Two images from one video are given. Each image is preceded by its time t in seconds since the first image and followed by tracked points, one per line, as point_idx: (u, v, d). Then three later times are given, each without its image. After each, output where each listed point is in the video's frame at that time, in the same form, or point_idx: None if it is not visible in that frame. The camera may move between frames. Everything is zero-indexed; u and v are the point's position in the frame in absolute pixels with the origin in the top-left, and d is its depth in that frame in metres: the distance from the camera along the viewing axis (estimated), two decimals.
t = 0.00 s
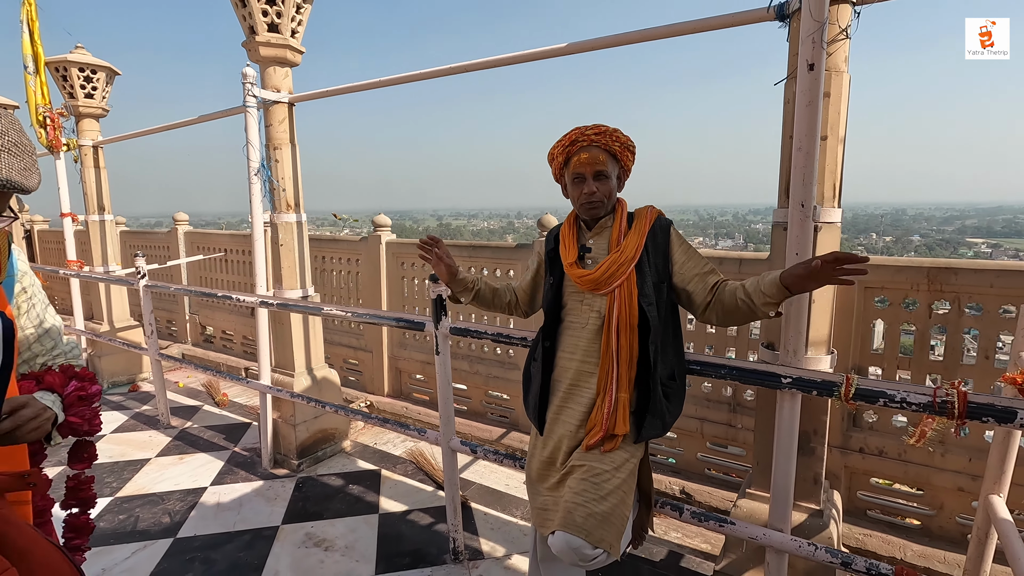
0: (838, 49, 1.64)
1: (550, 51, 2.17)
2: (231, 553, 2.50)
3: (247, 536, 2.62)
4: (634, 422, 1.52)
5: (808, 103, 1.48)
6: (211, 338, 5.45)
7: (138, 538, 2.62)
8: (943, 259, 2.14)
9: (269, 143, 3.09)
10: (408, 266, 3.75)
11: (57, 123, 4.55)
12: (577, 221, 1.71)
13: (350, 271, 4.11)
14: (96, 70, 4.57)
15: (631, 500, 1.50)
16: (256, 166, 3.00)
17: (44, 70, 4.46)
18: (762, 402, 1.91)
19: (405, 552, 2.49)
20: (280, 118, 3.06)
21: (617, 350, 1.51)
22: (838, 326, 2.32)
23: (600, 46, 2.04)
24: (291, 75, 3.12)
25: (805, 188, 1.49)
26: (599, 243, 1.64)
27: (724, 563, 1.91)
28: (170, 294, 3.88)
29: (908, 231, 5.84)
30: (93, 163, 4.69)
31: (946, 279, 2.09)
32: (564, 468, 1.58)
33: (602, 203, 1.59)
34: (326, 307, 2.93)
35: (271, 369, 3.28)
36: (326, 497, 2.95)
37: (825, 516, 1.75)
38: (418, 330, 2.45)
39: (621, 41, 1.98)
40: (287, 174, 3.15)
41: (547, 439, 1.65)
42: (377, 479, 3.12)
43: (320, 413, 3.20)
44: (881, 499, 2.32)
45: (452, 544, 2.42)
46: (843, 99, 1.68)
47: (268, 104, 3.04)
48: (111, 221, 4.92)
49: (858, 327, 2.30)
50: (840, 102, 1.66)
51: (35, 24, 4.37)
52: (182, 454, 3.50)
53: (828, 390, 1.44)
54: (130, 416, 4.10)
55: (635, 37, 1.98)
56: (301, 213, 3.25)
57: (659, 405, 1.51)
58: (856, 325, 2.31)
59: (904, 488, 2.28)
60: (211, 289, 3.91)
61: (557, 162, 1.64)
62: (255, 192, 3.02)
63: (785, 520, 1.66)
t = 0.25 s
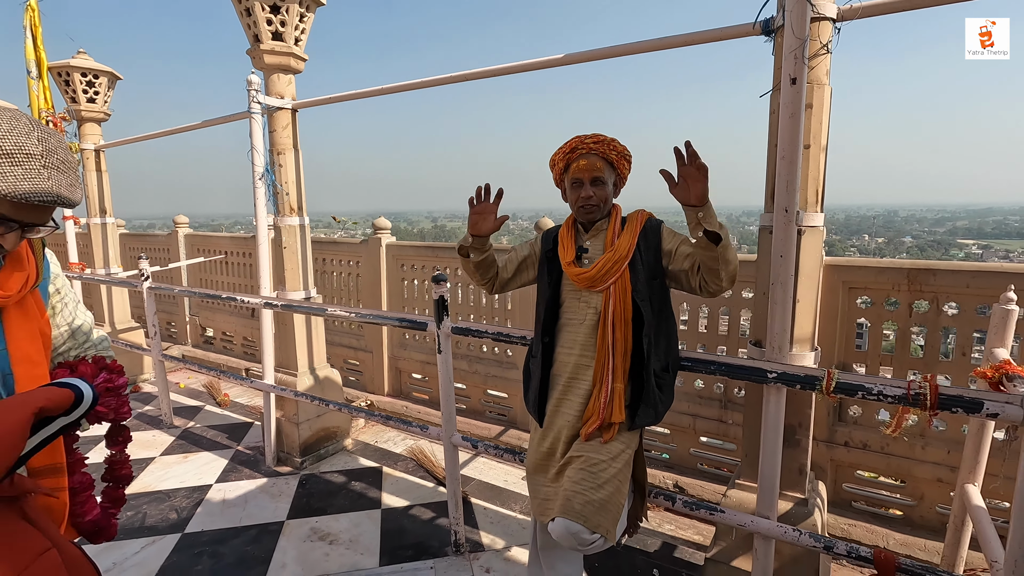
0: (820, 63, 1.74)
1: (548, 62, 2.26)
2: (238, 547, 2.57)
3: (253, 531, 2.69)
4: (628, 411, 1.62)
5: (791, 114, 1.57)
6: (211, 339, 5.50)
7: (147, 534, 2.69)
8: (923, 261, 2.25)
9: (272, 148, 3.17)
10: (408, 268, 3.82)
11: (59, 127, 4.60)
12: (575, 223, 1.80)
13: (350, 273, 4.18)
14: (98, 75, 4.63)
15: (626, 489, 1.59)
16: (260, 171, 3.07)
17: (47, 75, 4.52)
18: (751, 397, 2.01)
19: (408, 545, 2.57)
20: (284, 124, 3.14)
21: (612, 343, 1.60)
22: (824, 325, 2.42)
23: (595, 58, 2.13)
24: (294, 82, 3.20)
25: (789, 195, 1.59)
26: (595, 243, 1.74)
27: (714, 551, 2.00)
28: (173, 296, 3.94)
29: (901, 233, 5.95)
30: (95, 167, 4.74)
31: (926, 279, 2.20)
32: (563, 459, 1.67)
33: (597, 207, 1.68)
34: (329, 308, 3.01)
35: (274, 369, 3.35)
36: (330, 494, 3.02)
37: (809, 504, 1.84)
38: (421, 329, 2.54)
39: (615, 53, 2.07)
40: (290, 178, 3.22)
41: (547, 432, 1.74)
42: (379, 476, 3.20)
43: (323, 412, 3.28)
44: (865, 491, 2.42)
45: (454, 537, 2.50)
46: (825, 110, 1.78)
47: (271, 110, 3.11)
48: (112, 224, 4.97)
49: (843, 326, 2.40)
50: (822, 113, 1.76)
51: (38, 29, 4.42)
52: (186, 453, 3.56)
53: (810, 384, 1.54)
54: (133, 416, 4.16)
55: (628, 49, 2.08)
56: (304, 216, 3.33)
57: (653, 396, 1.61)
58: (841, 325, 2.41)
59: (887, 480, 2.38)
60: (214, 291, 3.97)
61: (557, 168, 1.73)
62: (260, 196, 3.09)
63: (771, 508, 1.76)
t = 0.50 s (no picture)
0: (811, 75, 1.86)
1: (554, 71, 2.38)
2: (255, 537, 2.67)
3: (269, 522, 2.79)
4: (633, 398, 1.73)
5: (785, 123, 1.69)
6: (217, 339, 5.59)
7: (166, 525, 2.78)
8: (910, 260, 2.37)
9: (284, 152, 3.27)
10: (414, 268, 3.93)
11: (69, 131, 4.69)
12: (581, 224, 1.91)
13: (357, 274, 4.28)
14: (108, 79, 4.72)
15: (633, 472, 1.70)
16: (273, 175, 3.17)
17: (58, 80, 4.60)
18: (748, 389, 2.12)
19: (419, 535, 2.67)
20: (296, 129, 3.24)
21: (618, 335, 1.72)
22: (817, 322, 2.54)
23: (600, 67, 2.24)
24: (305, 88, 3.30)
25: (782, 198, 1.71)
26: (600, 243, 1.84)
27: (713, 535, 2.11)
28: (183, 296, 4.04)
29: (896, 235, 6.07)
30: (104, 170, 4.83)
31: (912, 278, 2.31)
32: (573, 445, 1.78)
33: (600, 208, 1.78)
34: (341, 307, 3.11)
35: (285, 367, 3.45)
36: (341, 487, 3.12)
37: (803, 489, 1.96)
38: (432, 326, 2.65)
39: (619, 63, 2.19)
40: (301, 181, 3.32)
41: (556, 420, 1.85)
42: (387, 470, 3.29)
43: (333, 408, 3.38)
44: (856, 480, 2.54)
45: (463, 526, 2.61)
46: (816, 118, 1.89)
47: (284, 116, 3.21)
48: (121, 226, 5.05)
49: (834, 323, 2.53)
50: (814, 121, 1.87)
51: (49, 35, 4.51)
52: (198, 449, 3.65)
53: (802, 375, 1.66)
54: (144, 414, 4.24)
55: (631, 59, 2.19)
56: (314, 218, 3.43)
57: (657, 384, 1.72)
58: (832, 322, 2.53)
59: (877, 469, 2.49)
60: (224, 291, 4.07)
61: (563, 173, 1.84)
62: (273, 199, 3.20)
63: (767, 492, 1.87)
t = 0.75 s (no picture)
0: (799, 88, 2.00)
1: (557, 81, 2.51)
2: (270, 527, 2.78)
3: (283, 513, 2.90)
4: (634, 389, 1.86)
5: (774, 134, 1.83)
6: (222, 339, 5.69)
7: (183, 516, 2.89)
8: (894, 261, 2.50)
9: (296, 157, 3.39)
10: (419, 269, 4.05)
11: (81, 135, 4.80)
12: (585, 225, 2.03)
13: (362, 274, 4.40)
14: (119, 85, 4.83)
15: (633, 457, 1.83)
16: (285, 179, 3.30)
17: (69, 86, 4.72)
18: (740, 382, 2.25)
19: (427, 524, 2.79)
20: (307, 135, 3.37)
21: (619, 330, 1.85)
22: (806, 320, 2.68)
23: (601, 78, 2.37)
24: (316, 96, 3.43)
25: (772, 203, 1.85)
26: (603, 244, 1.96)
27: (709, 520, 2.23)
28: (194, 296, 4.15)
29: (889, 237, 6.21)
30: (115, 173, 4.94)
31: (896, 278, 2.44)
32: (576, 433, 1.90)
33: (601, 211, 1.90)
34: (351, 307, 3.23)
35: (295, 365, 3.56)
36: (350, 480, 3.23)
37: (792, 475, 2.09)
38: (441, 324, 2.78)
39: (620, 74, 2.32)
40: (312, 185, 3.45)
41: (560, 408, 1.97)
42: (395, 464, 3.41)
43: (342, 405, 3.49)
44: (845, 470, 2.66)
45: (470, 515, 2.73)
46: (804, 128, 2.03)
47: (295, 122, 3.34)
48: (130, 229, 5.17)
49: (823, 320, 2.65)
50: (802, 130, 2.01)
51: (62, 42, 4.63)
52: (210, 445, 3.76)
53: (789, 366, 1.80)
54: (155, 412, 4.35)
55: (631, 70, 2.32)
56: (324, 221, 3.55)
57: (656, 375, 1.85)
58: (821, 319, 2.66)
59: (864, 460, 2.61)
60: (233, 291, 4.18)
61: (568, 177, 1.96)
62: (285, 202, 3.32)
63: (759, 478, 2.00)
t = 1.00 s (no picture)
0: (785, 100, 2.11)
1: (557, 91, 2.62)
2: (279, 521, 2.88)
3: (291, 507, 3.00)
4: (631, 386, 1.97)
5: (761, 145, 1.94)
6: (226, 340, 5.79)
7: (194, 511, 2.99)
8: (878, 264, 2.61)
9: (302, 163, 3.49)
10: (421, 271, 4.15)
11: (89, 140, 4.90)
12: (585, 231, 2.13)
13: (365, 276, 4.50)
14: (126, 91, 4.93)
15: (629, 450, 1.94)
16: (293, 184, 3.40)
17: (78, 92, 4.82)
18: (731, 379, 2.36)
19: (431, 518, 2.89)
20: (313, 142, 3.47)
21: (617, 330, 1.95)
22: (795, 320, 2.79)
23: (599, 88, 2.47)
24: (322, 103, 3.53)
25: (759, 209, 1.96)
26: (601, 249, 2.06)
27: (701, 511, 2.34)
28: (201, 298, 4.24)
29: (886, 239, 6.31)
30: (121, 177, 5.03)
31: (879, 280, 2.56)
32: (576, 427, 2.01)
33: (599, 217, 2.00)
34: (357, 308, 3.33)
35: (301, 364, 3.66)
36: (355, 476, 3.33)
37: (780, 468, 2.20)
38: (444, 324, 2.88)
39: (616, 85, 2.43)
40: (318, 190, 3.55)
41: (560, 405, 2.08)
42: (398, 461, 3.51)
43: (347, 403, 3.59)
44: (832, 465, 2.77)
45: (473, 509, 2.83)
46: (790, 138, 2.14)
47: (302, 129, 3.44)
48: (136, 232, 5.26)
49: (811, 321, 2.77)
50: (787, 140, 2.12)
51: (71, 49, 4.72)
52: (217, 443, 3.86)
53: (775, 363, 1.91)
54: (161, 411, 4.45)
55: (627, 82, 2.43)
56: (329, 224, 3.65)
57: (651, 374, 1.95)
58: (809, 320, 2.77)
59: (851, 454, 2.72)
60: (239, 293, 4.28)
61: (566, 186, 2.06)
62: (292, 206, 3.42)
63: (748, 469, 2.10)
